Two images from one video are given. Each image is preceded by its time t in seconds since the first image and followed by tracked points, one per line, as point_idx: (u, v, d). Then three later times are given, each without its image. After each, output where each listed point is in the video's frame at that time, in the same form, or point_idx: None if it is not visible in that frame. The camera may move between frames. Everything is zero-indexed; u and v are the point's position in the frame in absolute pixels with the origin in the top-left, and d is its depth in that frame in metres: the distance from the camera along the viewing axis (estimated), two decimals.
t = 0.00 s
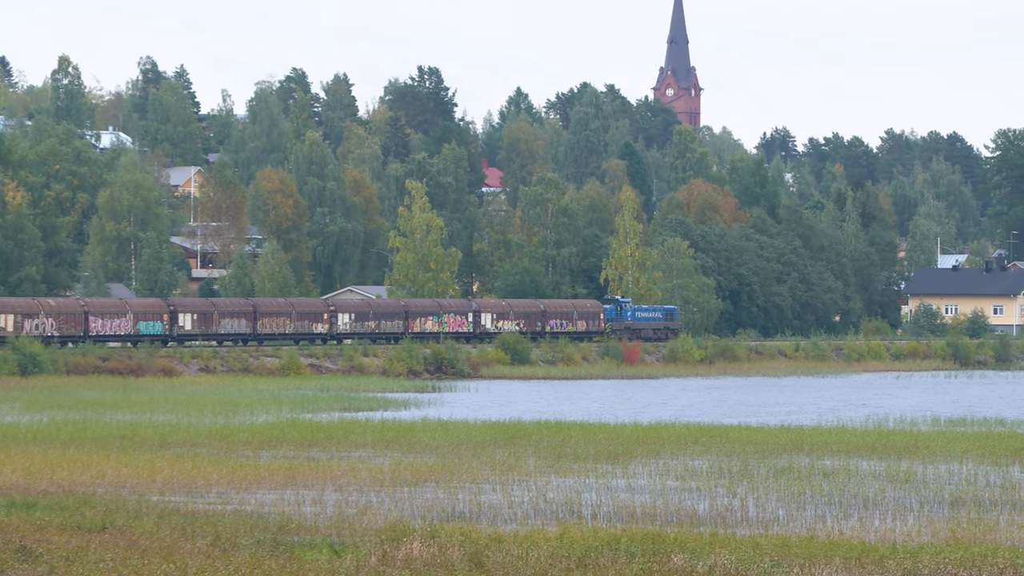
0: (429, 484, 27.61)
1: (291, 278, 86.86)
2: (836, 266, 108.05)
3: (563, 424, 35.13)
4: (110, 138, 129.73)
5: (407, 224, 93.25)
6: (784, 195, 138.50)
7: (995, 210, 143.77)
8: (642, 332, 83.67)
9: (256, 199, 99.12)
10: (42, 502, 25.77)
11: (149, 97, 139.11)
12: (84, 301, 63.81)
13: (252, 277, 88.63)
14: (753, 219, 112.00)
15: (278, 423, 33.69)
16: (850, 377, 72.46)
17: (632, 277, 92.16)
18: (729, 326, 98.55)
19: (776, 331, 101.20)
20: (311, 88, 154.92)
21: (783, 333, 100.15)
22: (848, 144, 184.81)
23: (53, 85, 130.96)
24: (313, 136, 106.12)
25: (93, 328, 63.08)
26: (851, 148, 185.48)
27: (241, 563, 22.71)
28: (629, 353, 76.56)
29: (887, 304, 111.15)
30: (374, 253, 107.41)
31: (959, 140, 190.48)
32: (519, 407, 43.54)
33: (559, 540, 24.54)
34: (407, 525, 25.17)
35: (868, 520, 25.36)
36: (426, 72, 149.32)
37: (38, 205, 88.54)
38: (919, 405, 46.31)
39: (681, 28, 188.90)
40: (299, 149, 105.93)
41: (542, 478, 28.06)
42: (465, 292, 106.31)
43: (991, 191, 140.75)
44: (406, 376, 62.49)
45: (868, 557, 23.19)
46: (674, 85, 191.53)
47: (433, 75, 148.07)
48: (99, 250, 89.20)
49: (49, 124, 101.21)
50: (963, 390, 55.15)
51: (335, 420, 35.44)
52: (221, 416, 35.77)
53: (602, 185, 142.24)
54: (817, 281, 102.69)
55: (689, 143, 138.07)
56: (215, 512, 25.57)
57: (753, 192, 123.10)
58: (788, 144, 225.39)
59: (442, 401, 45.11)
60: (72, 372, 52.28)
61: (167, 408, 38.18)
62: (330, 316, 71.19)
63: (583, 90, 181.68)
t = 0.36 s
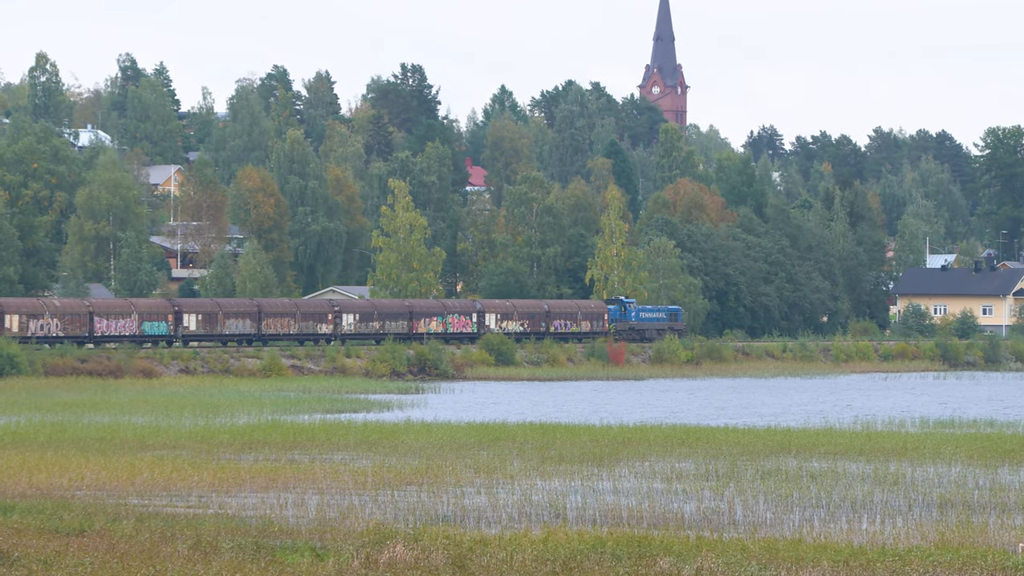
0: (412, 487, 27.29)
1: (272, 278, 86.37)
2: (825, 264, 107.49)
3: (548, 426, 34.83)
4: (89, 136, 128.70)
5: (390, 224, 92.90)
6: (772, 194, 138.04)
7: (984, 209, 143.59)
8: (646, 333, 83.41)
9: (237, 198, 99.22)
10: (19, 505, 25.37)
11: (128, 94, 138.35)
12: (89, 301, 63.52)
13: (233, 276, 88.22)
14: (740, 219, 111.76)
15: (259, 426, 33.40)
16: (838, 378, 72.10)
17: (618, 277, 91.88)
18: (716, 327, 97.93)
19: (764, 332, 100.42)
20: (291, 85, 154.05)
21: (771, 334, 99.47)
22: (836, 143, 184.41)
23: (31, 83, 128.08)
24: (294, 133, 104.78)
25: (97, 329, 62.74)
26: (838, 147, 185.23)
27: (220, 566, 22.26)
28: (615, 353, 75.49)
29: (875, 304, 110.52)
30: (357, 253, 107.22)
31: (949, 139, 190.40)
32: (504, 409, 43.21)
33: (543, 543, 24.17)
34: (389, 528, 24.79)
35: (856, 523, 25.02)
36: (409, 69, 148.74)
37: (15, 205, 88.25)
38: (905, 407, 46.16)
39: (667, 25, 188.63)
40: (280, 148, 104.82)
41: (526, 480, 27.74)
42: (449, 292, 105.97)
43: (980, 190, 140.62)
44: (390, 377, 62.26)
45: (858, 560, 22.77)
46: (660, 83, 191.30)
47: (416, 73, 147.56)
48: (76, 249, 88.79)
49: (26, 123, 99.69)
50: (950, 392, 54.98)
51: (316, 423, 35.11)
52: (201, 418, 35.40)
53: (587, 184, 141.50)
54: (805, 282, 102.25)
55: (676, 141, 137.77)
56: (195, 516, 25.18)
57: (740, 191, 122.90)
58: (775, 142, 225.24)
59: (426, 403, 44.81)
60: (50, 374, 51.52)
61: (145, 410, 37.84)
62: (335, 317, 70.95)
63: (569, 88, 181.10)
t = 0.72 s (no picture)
0: (401, 489, 27.00)
1: (258, 278, 85.89)
2: (817, 264, 107.39)
3: (539, 427, 34.60)
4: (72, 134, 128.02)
5: (377, 223, 92.51)
6: (764, 192, 137.65)
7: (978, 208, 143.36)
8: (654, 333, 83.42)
9: (223, 198, 98.66)
10: (3, 508, 25.07)
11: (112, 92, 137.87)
12: (99, 301, 63.50)
13: (219, 276, 87.64)
14: (732, 217, 111.31)
15: (244, 428, 33.13)
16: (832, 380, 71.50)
17: (609, 277, 91.45)
18: (708, 327, 97.53)
19: (755, 333, 100.24)
20: (276, 82, 153.85)
21: (763, 335, 99.20)
22: (828, 141, 183.94)
23: (14, 80, 127.78)
24: (281, 132, 104.05)
25: (107, 329, 62.76)
26: (831, 147, 184.50)
27: (206, 570, 21.89)
28: (607, 354, 74.91)
29: (869, 304, 111.17)
30: (345, 252, 106.92)
31: (942, 138, 190.11)
32: (495, 410, 42.98)
33: (533, 545, 23.87)
34: (378, 531, 24.47)
35: (851, 526, 24.73)
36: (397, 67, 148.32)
37: None
38: (898, 409, 45.93)
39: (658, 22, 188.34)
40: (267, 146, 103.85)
41: (516, 482, 27.49)
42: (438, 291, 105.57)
43: (973, 189, 140.41)
44: (378, 378, 61.65)
45: (854, 564, 22.43)
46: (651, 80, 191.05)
47: (404, 70, 147.36)
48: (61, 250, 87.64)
49: (9, 120, 98.85)
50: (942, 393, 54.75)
51: (303, 424, 34.89)
52: (187, 420, 35.14)
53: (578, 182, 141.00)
54: (797, 282, 101.89)
55: (667, 140, 137.47)
56: (181, 518, 24.88)
57: (731, 190, 122.76)
58: (768, 141, 224.90)
59: (415, 404, 44.53)
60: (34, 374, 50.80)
61: (130, 411, 37.60)
62: (345, 317, 70.90)
63: (558, 86, 181.05)
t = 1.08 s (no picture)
0: (386, 491, 26.71)
1: (241, 277, 85.49)
2: (807, 264, 106.96)
3: (525, 429, 34.35)
4: (52, 131, 127.53)
5: (362, 223, 92.08)
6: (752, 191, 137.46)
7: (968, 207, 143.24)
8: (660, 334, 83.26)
9: (205, 197, 98.23)
10: None
11: (93, 89, 137.31)
12: (107, 301, 63.37)
13: (202, 276, 87.23)
14: (720, 217, 110.92)
15: (226, 430, 32.81)
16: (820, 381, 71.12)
17: (596, 277, 91.04)
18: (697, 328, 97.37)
19: (742, 334, 100.10)
20: (259, 80, 153.36)
21: (751, 335, 99.01)
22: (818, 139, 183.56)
23: None
24: (264, 129, 103.56)
25: (114, 330, 62.49)
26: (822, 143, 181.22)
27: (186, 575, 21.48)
28: (595, 355, 74.33)
29: (858, 304, 111.02)
30: (328, 252, 106.63)
31: (933, 136, 190.05)
32: (481, 412, 42.74)
33: (519, 549, 23.53)
34: (361, 534, 24.14)
35: (841, 529, 24.45)
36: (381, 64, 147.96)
37: None
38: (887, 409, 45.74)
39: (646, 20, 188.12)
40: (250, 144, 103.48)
41: (502, 485, 27.21)
42: (424, 292, 105.28)
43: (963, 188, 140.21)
44: (363, 380, 61.24)
45: (844, 567, 22.09)
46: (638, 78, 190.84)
47: (389, 68, 146.95)
48: (42, 248, 88.17)
49: None
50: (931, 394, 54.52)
51: (285, 426, 34.59)
52: (168, 422, 34.79)
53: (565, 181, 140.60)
54: (786, 282, 101.36)
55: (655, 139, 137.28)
56: (162, 522, 24.53)
57: (720, 188, 122.77)
58: (756, 139, 224.81)
59: (400, 406, 44.25)
60: (14, 375, 50.32)
61: (110, 413, 37.23)
62: (351, 318, 70.64)
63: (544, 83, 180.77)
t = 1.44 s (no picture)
0: (363, 492, 26.59)
1: (216, 277, 85.23)
2: (785, 264, 106.61)
3: (502, 429, 34.29)
4: (26, 131, 127.05)
5: (338, 222, 91.76)
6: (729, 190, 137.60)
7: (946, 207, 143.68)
8: (656, 334, 83.23)
9: (180, 196, 97.30)
10: None
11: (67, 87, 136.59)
12: (105, 302, 63.10)
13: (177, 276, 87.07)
14: (698, 216, 110.79)
15: (200, 432, 32.66)
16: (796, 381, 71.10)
17: (573, 277, 90.90)
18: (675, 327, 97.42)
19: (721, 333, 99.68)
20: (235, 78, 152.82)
21: (730, 335, 98.88)
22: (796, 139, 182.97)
23: None
24: (240, 129, 103.69)
25: (114, 330, 62.20)
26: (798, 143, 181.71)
27: None
28: (572, 356, 74.16)
29: (835, 304, 110.42)
30: (304, 252, 106.48)
31: (911, 136, 190.22)
32: (459, 412, 42.65)
33: (495, 550, 23.38)
34: (337, 536, 23.98)
35: (817, 530, 24.38)
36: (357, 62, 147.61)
37: None
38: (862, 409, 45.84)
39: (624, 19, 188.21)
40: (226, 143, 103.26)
41: (479, 486, 27.10)
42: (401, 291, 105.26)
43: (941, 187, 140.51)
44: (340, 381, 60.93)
45: (820, 568, 21.95)
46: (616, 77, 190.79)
47: (365, 67, 146.67)
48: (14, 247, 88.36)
49: None
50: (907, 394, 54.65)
51: (261, 426, 34.47)
52: (143, 423, 34.62)
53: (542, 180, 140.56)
54: (764, 282, 101.09)
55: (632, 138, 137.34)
56: (137, 524, 24.35)
57: (697, 187, 123.05)
58: (734, 138, 225.15)
59: (378, 407, 44.14)
60: None
61: (84, 413, 37.03)
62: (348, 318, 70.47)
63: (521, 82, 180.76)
